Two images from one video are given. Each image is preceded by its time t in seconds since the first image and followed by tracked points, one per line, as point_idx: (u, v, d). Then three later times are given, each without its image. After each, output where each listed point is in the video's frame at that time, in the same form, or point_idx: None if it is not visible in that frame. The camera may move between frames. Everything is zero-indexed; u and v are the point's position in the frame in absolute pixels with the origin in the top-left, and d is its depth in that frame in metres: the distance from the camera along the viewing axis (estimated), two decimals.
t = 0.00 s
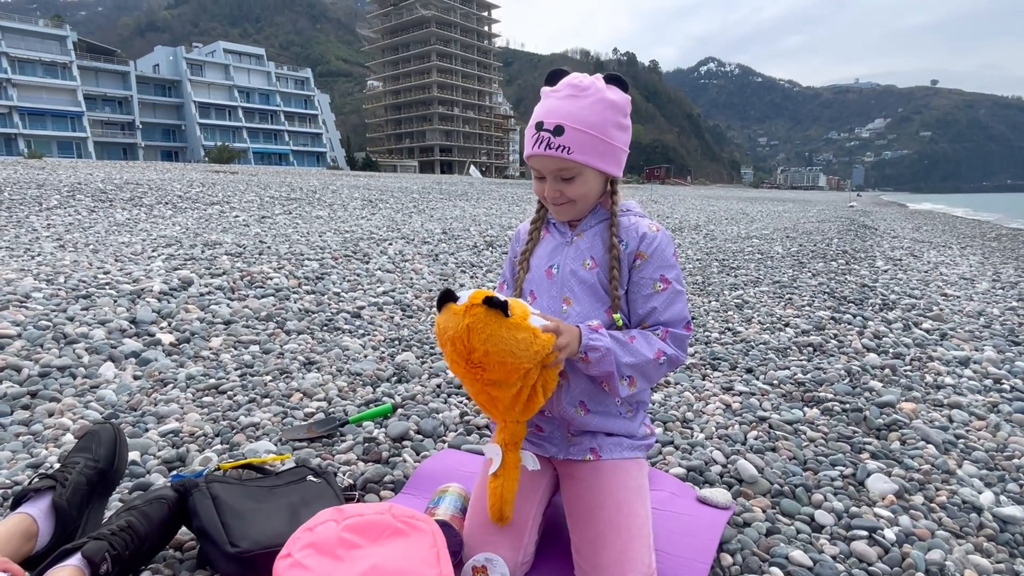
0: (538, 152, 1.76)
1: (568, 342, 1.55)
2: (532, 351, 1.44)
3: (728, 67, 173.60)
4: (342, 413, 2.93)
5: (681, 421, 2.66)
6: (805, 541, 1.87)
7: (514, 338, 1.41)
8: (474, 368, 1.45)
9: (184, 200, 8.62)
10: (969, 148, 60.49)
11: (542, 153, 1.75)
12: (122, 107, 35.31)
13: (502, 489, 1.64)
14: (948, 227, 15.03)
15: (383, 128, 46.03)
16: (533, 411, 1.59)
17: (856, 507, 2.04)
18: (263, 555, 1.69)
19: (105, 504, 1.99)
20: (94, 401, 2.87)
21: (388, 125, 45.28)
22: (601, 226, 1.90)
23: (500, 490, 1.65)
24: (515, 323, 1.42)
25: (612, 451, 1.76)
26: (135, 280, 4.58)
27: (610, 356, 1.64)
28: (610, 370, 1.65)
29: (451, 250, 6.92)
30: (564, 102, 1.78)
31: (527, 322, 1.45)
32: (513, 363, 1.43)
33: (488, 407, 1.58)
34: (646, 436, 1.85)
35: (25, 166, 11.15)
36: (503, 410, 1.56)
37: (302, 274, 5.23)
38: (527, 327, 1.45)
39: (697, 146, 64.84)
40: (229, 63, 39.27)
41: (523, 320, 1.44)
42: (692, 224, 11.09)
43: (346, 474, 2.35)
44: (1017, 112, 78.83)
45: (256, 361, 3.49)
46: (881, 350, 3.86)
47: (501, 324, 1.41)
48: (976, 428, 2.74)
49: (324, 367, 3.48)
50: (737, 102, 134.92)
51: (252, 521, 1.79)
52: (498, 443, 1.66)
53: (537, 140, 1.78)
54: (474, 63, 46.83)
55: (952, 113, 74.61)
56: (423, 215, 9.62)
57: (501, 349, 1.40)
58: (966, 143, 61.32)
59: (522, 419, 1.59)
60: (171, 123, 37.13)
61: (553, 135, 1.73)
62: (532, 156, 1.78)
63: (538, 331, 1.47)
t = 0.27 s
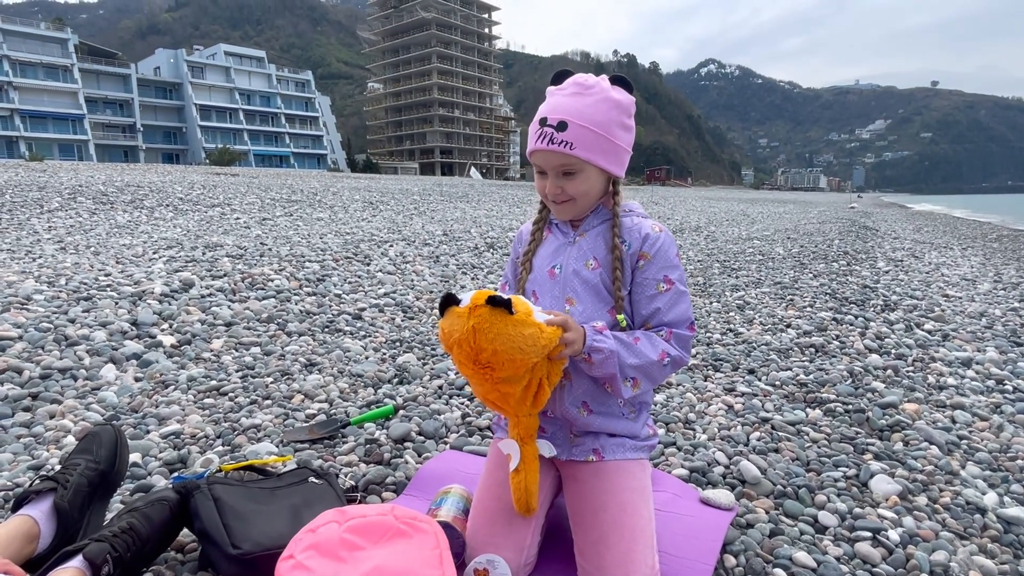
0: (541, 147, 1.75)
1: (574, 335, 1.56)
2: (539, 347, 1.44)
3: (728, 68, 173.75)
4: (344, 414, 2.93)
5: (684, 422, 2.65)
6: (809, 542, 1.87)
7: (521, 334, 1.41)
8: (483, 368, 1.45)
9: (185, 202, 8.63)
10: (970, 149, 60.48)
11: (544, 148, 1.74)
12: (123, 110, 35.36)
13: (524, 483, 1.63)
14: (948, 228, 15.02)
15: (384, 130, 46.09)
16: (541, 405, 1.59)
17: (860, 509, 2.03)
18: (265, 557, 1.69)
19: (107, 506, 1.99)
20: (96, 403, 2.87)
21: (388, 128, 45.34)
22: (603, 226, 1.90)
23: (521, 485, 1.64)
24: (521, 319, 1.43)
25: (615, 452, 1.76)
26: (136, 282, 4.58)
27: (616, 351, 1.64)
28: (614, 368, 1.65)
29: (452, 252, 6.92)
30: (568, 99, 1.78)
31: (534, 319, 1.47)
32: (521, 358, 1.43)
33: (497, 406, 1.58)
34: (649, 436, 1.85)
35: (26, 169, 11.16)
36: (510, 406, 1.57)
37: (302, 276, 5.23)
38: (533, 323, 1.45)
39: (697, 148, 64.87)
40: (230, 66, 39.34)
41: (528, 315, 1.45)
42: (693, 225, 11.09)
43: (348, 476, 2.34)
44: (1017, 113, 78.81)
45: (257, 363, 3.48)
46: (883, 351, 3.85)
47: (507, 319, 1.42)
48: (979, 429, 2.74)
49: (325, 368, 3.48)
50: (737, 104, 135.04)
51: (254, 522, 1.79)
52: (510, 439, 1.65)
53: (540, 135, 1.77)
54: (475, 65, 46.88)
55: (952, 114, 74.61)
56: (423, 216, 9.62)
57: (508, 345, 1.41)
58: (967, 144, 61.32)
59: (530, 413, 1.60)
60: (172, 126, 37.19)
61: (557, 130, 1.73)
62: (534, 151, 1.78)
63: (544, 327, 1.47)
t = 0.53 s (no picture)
0: (544, 134, 1.76)
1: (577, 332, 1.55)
2: (540, 337, 1.43)
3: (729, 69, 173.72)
4: (345, 416, 2.93)
5: (686, 424, 2.65)
6: (812, 544, 1.86)
7: (525, 321, 1.41)
8: (483, 352, 1.45)
9: (186, 204, 8.64)
10: (971, 151, 60.44)
11: (550, 134, 1.75)
12: (124, 112, 35.41)
13: (517, 478, 1.59)
14: (950, 229, 15.00)
15: (385, 132, 46.14)
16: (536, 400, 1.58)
17: (862, 510, 2.03)
18: (266, 558, 1.69)
19: (108, 507, 1.99)
20: (97, 405, 2.87)
21: (390, 129, 45.40)
22: (604, 227, 1.90)
23: (516, 480, 1.60)
24: (526, 305, 1.43)
25: (617, 453, 1.75)
26: (137, 284, 4.59)
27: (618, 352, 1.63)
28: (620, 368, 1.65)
29: (454, 253, 6.92)
30: (579, 92, 1.79)
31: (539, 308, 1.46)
32: (521, 347, 1.42)
33: (494, 396, 1.57)
34: (651, 438, 1.85)
35: (27, 171, 11.18)
36: (507, 393, 1.55)
37: (304, 278, 5.23)
38: (537, 313, 1.44)
39: (698, 149, 64.87)
40: (231, 68, 39.41)
41: (533, 306, 1.45)
42: (694, 227, 11.08)
43: (350, 478, 2.34)
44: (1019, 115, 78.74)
45: (258, 364, 3.49)
46: (885, 352, 3.85)
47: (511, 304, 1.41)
48: (981, 430, 2.73)
49: (326, 370, 3.48)
50: (738, 106, 135.08)
51: (256, 524, 1.79)
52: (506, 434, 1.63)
53: (547, 122, 1.77)
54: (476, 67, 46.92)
55: (954, 116, 74.60)
56: (425, 218, 9.63)
57: (511, 332, 1.40)
58: (968, 145, 61.29)
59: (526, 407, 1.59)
60: (173, 128, 37.24)
61: (564, 118, 1.74)
62: (540, 137, 1.78)
63: (548, 320, 1.46)
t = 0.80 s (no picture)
0: (553, 120, 1.78)
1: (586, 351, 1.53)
2: (549, 347, 1.42)
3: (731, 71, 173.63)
4: (347, 417, 2.93)
5: (689, 425, 2.64)
6: (817, 546, 1.85)
7: (540, 330, 1.40)
8: (491, 350, 1.44)
9: (189, 206, 8.65)
10: (973, 153, 60.40)
11: (558, 121, 1.76)
12: (127, 114, 35.50)
13: (499, 475, 1.63)
14: (953, 231, 14.97)
15: (387, 133, 46.20)
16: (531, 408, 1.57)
17: (867, 512, 2.02)
18: (269, 559, 1.68)
19: (111, 508, 1.99)
20: (100, 405, 2.87)
21: (391, 131, 45.47)
22: (607, 227, 1.89)
23: (497, 477, 1.63)
24: (544, 313, 1.42)
25: (622, 455, 1.75)
26: (140, 285, 4.60)
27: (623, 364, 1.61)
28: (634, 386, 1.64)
29: (456, 254, 6.92)
30: (591, 88, 1.82)
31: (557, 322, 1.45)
32: (528, 352, 1.42)
33: (494, 395, 1.57)
34: (656, 439, 1.84)
35: (30, 172, 11.22)
36: (510, 397, 1.54)
37: (306, 279, 5.23)
38: (553, 323, 1.43)
39: (700, 151, 64.88)
40: (233, 70, 39.50)
41: (551, 314, 1.43)
42: (695, 228, 11.08)
43: (352, 479, 2.34)
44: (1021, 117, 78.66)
45: (260, 365, 3.49)
46: (889, 354, 3.84)
47: (528, 309, 1.40)
48: (986, 432, 2.71)
49: (329, 371, 3.48)
50: (740, 107, 135.05)
51: (259, 525, 1.78)
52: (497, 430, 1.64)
53: (556, 111, 1.80)
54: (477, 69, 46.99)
55: (955, 117, 74.57)
56: (427, 219, 9.63)
57: (525, 338, 1.40)
58: (970, 147, 61.25)
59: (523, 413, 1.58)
60: (175, 129, 37.34)
61: (574, 107, 1.77)
62: (548, 124, 1.79)
63: (563, 333, 1.44)
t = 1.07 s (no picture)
0: (560, 113, 1.78)
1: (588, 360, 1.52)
2: (550, 356, 1.42)
3: (734, 72, 173.41)
4: (350, 417, 2.93)
5: (692, 426, 2.64)
6: (820, 547, 1.84)
7: (541, 339, 1.40)
8: (491, 357, 1.44)
9: (192, 206, 8.68)
10: (977, 155, 60.24)
11: (565, 113, 1.76)
12: (131, 114, 35.63)
13: (486, 484, 1.64)
14: (957, 233, 14.91)
15: (390, 134, 46.28)
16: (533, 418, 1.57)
17: (872, 513, 2.01)
18: (271, 558, 1.68)
19: (113, 508, 1.99)
20: (103, 405, 2.88)
21: (394, 132, 45.54)
22: (612, 227, 1.89)
23: (484, 486, 1.65)
24: (545, 324, 1.41)
25: (625, 455, 1.74)
26: (144, 285, 4.61)
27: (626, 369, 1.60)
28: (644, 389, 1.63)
29: (459, 255, 6.92)
30: (599, 85, 1.84)
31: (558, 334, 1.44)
32: (529, 360, 1.41)
33: (489, 403, 1.56)
34: (659, 439, 1.83)
35: (34, 173, 11.25)
36: (511, 407, 1.54)
37: (309, 279, 5.24)
38: (555, 332, 1.43)
39: (703, 152, 64.82)
40: (237, 71, 39.63)
41: (553, 324, 1.43)
42: (698, 230, 11.06)
43: (355, 478, 2.34)
44: None
45: (263, 365, 3.49)
46: (893, 355, 3.82)
47: (530, 320, 1.40)
48: (991, 434, 2.70)
49: (331, 370, 3.48)
50: (744, 109, 134.87)
51: (261, 523, 1.78)
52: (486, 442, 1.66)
53: (564, 103, 1.80)
54: (481, 70, 47.06)
55: (960, 119, 74.37)
56: (429, 220, 9.63)
57: (526, 349, 1.39)
58: (974, 149, 61.06)
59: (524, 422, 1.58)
60: (179, 130, 37.45)
61: (581, 100, 1.77)
62: (554, 117, 1.79)
63: (564, 340, 1.44)
